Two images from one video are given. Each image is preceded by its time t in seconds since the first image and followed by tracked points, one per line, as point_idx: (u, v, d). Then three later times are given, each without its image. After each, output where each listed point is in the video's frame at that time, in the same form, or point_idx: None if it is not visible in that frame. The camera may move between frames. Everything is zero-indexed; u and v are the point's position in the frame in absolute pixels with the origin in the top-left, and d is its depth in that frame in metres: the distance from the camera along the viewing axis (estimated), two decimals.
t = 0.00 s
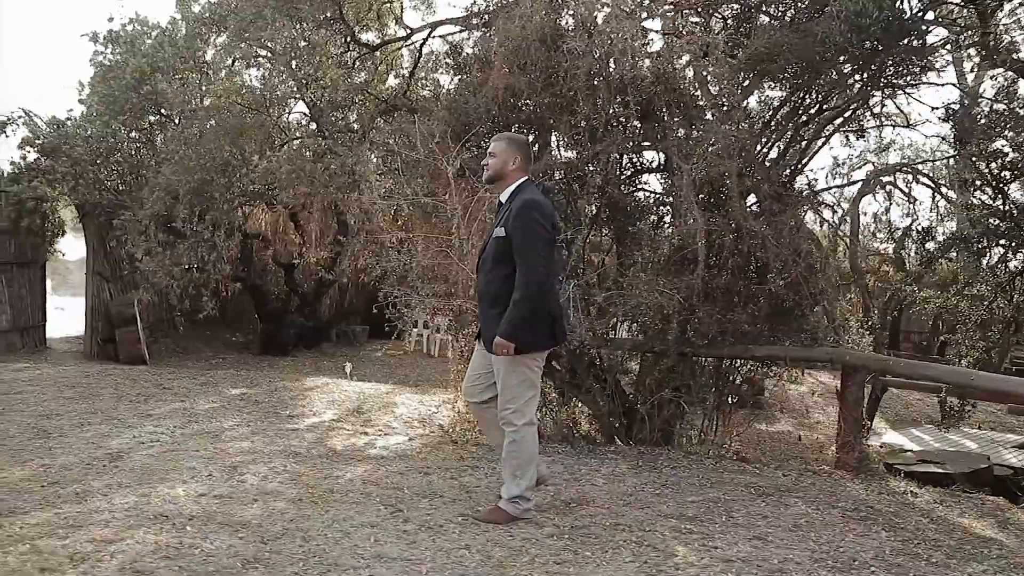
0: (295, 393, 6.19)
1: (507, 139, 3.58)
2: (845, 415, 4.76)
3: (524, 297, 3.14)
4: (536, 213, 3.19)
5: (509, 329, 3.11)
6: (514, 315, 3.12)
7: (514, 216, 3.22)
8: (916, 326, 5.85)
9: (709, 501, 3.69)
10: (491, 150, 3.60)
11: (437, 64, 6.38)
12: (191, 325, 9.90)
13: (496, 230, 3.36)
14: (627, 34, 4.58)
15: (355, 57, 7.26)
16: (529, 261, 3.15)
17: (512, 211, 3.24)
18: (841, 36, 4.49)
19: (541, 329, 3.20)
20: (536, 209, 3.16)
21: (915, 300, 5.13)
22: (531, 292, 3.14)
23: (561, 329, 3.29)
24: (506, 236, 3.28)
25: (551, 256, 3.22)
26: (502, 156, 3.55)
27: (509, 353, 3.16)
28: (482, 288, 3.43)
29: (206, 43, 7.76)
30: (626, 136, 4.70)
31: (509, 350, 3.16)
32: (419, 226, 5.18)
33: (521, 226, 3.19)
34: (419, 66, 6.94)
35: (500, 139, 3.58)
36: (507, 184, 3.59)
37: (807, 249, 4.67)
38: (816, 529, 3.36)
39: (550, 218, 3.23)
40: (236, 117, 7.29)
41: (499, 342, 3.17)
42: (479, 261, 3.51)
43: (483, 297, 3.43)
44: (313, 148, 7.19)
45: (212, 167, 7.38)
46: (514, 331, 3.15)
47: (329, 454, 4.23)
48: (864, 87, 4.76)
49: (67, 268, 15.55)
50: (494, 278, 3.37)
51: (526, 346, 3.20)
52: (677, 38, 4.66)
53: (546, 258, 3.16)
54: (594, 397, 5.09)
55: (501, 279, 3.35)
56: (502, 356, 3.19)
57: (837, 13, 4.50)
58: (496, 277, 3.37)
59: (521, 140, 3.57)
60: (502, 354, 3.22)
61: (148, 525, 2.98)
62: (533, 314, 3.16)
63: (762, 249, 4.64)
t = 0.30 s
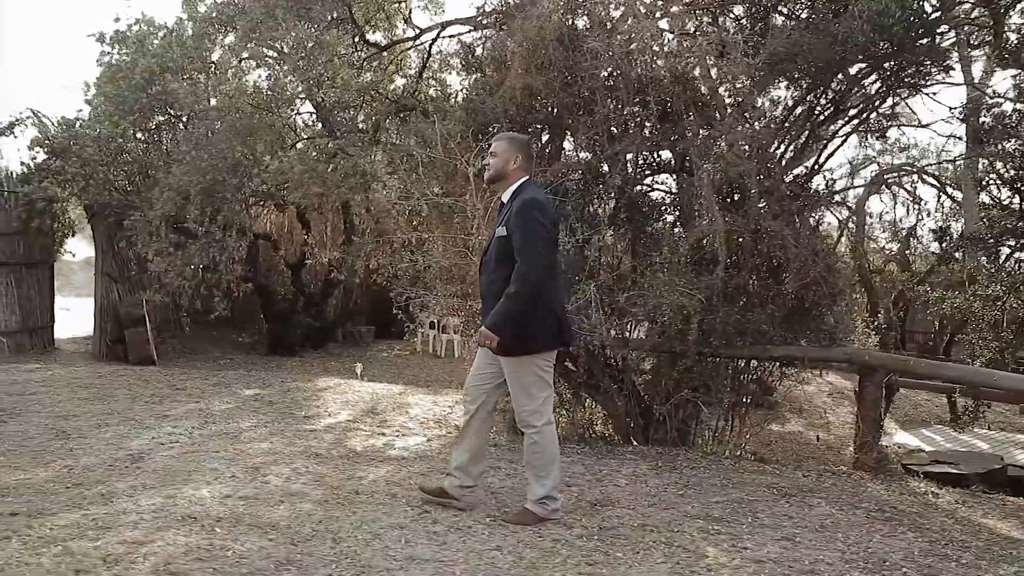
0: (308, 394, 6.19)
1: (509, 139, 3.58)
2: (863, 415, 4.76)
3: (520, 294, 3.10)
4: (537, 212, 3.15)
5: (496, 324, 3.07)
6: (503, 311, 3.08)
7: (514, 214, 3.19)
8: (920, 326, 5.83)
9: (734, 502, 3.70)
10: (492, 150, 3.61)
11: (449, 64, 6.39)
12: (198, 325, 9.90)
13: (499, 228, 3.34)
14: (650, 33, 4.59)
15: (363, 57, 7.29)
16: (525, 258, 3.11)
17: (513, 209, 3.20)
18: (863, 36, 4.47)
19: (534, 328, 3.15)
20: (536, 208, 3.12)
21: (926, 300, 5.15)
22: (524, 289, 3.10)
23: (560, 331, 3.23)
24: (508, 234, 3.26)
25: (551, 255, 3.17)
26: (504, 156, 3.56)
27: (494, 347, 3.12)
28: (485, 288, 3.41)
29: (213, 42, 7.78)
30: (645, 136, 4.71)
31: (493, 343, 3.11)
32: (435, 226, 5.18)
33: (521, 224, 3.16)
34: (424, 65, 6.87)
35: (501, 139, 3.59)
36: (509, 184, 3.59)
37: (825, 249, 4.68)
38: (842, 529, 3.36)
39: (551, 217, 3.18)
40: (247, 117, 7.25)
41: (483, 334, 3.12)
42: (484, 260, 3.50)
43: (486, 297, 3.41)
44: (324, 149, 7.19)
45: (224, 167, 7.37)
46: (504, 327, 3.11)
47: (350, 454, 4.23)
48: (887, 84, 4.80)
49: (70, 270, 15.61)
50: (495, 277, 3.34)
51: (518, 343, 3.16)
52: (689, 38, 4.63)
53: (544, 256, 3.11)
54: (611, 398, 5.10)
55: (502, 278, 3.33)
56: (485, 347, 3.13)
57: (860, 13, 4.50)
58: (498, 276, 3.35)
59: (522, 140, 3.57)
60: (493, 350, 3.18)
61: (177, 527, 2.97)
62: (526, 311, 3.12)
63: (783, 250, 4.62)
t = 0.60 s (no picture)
0: (321, 394, 6.18)
1: (508, 142, 3.54)
2: (881, 416, 4.77)
3: (521, 295, 3.09)
4: (537, 213, 3.14)
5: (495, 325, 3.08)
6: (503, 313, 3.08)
7: (514, 216, 3.18)
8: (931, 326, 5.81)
9: (758, 503, 3.69)
10: (492, 152, 3.56)
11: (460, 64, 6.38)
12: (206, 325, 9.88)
13: (499, 230, 3.32)
14: (676, 34, 4.56)
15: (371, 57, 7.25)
16: (524, 259, 3.10)
17: (513, 211, 3.18)
18: (885, 37, 4.47)
19: (534, 329, 3.14)
20: (536, 209, 3.10)
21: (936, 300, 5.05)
22: (524, 291, 3.09)
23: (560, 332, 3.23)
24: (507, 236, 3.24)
25: (551, 256, 3.16)
26: (503, 158, 3.51)
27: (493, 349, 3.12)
28: (485, 289, 3.39)
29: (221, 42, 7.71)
30: (663, 137, 4.73)
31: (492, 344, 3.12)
32: (451, 227, 5.17)
33: (521, 226, 3.14)
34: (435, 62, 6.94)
35: (501, 141, 3.54)
36: (508, 186, 3.55)
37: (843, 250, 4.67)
38: (869, 531, 3.35)
39: (551, 218, 3.17)
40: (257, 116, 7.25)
41: (481, 335, 3.13)
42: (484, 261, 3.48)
43: (486, 298, 3.39)
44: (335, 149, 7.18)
45: (235, 167, 7.37)
46: (503, 328, 3.11)
47: (370, 456, 4.21)
48: (904, 86, 4.79)
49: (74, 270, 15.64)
50: (495, 279, 3.32)
51: (517, 345, 3.15)
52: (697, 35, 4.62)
53: (544, 258, 3.10)
54: (628, 398, 5.09)
55: (502, 279, 3.31)
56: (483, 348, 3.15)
57: (882, 13, 4.48)
58: (498, 278, 3.33)
59: (522, 143, 3.53)
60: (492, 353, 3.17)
61: (205, 529, 2.96)
62: (525, 313, 3.11)
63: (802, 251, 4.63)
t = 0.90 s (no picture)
0: (335, 396, 6.16)
1: (505, 141, 3.52)
2: (901, 418, 4.74)
3: (524, 294, 3.08)
4: (535, 212, 3.16)
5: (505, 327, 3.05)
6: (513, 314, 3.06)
7: (512, 214, 3.16)
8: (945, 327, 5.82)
9: (782, 506, 3.69)
10: (488, 151, 3.53)
11: (471, 66, 6.41)
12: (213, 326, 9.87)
13: (492, 229, 3.29)
14: (695, 37, 4.53)
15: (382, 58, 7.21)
16: (527, 259, 3.10)
17: (510, 210, 3.18)
18: (907, 39, 4.48)
19: (538, 330, 3.14)
20: (536, 207, 3.12)
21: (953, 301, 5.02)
22: (529, 291, 3.09)
23: (559, 331, 3.24)
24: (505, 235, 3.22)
25: (548, 255, 3.18)
26: (500, 157, 3.49)
27: (507, 353, 3.09)
28: (477, 289, 3.32)
29: (229, 42, 7.77)
30: (683, 139, 4.68)
31: (507, 350, 3.09)
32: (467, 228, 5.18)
33: (519, 225, 3.14)
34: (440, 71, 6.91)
35: (497, 141, 3.52)
36: (502, 186, 3.52)
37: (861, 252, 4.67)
38: (896, 533, 3.34)
39: (547, 218, 3.20)
40: (269, 117, 7.27)
41: (499, 342, 3.10)
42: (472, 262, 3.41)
43: (477, 298, 3.33)
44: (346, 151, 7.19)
45: (247, 167, 7.36)
46: (512, 330, 3.08)
47: (391, 458, 4.20)
48: (920, 87, 4.75)
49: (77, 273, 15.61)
50: (490, 278, 3.27)
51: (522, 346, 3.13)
52: (722, 33, 4.67)
53: (544, 257, 3.12)
54: (645, 400, 5.08)
55: (497, 279, 3.26)
56: (501, 356, 3.11)
57: (904, 15, 4.48)
58: (492, 277, 3.27)
59: (519, 143, 3.52)
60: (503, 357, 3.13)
61: (235, 533, 2.95)
62: (531, 313, 3.11)
63: (823, 254, 4.60)
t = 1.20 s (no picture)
0: (349, 397, 6.15)
1: (504, 138, 3.42)
2: (920, 419, 4.75)
3: (533, 293, 3.08)
4: (538, 210, 3.16)
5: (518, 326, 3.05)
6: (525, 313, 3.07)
7: (515, 212, 3.16)
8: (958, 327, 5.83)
9: (807, 508, 3.69)
10: (486, 150, 3.44)
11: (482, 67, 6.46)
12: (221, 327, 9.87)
13: (494, 227, 3.27)
14: (714, 41, 4.55)
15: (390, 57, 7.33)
16: (532, 256, 3.10)
17: (514, 207, 3.18)
18: (930, 39, 4.44)
19: (545, 328, 3.16)
20: (542, 205, 3.14)
21: (966, 301, 4.96)
22: (536, 290, 3.10)
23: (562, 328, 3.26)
24: (507, 233, 3.21)
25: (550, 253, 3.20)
26: (499, 154, 3.40)
27: (520, 352, 3.10)
28: (479, 287, 3.31)
29: (237, 43, 7.91)
30: (700, 140, 4.65)
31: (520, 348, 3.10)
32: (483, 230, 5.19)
33: (522, 222, 3.14)
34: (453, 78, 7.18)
35: (496, 137, 3.42)
36: (502, 184, 3.45)
37: (880, 253, 4.67)
38: (923, 535, 3.34)
39: (550, 215, 3.22)
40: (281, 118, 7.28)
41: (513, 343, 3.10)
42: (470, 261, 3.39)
43: (478, 297, 3.31)
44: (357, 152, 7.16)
45: (259, 168, 7.29)
46: (523, 329, 3.09)
47: (412, 460, 4.20)
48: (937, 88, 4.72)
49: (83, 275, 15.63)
50: (491, 277, 3.26)
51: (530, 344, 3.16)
52: (739, 35, 4.71)
53: (549, 255, 3.13)
54: (662, 402, 5.08)
55: (499, 277, 3.26)
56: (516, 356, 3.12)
57: (927, 16, 4.46)
58: (494, 275, 3.27)
59: (516, 140, 3.43)
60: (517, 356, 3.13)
61: (265, 537, 2.94)
62: (539, 312, 3.12)
63: (842, 254, 4.63)
